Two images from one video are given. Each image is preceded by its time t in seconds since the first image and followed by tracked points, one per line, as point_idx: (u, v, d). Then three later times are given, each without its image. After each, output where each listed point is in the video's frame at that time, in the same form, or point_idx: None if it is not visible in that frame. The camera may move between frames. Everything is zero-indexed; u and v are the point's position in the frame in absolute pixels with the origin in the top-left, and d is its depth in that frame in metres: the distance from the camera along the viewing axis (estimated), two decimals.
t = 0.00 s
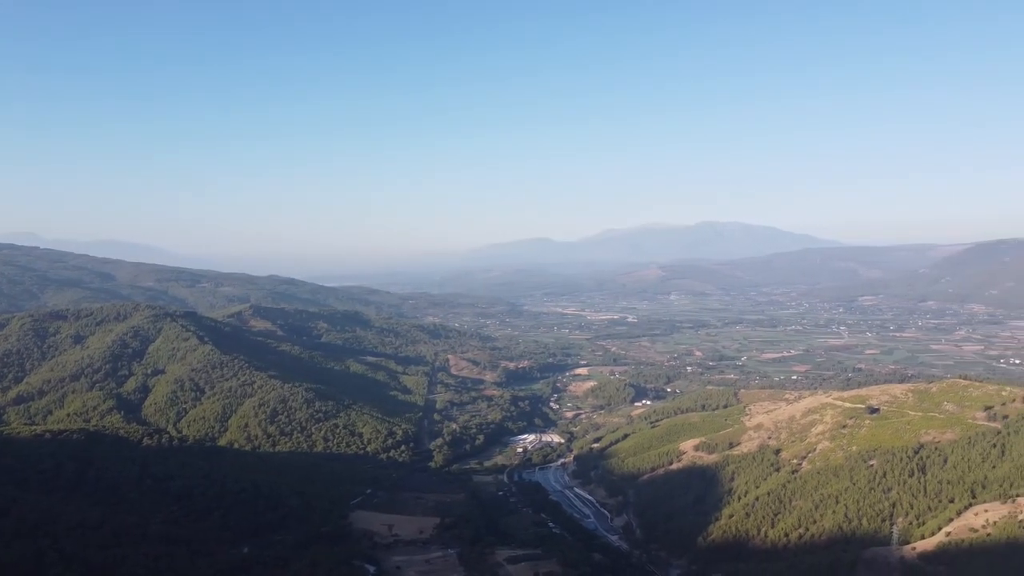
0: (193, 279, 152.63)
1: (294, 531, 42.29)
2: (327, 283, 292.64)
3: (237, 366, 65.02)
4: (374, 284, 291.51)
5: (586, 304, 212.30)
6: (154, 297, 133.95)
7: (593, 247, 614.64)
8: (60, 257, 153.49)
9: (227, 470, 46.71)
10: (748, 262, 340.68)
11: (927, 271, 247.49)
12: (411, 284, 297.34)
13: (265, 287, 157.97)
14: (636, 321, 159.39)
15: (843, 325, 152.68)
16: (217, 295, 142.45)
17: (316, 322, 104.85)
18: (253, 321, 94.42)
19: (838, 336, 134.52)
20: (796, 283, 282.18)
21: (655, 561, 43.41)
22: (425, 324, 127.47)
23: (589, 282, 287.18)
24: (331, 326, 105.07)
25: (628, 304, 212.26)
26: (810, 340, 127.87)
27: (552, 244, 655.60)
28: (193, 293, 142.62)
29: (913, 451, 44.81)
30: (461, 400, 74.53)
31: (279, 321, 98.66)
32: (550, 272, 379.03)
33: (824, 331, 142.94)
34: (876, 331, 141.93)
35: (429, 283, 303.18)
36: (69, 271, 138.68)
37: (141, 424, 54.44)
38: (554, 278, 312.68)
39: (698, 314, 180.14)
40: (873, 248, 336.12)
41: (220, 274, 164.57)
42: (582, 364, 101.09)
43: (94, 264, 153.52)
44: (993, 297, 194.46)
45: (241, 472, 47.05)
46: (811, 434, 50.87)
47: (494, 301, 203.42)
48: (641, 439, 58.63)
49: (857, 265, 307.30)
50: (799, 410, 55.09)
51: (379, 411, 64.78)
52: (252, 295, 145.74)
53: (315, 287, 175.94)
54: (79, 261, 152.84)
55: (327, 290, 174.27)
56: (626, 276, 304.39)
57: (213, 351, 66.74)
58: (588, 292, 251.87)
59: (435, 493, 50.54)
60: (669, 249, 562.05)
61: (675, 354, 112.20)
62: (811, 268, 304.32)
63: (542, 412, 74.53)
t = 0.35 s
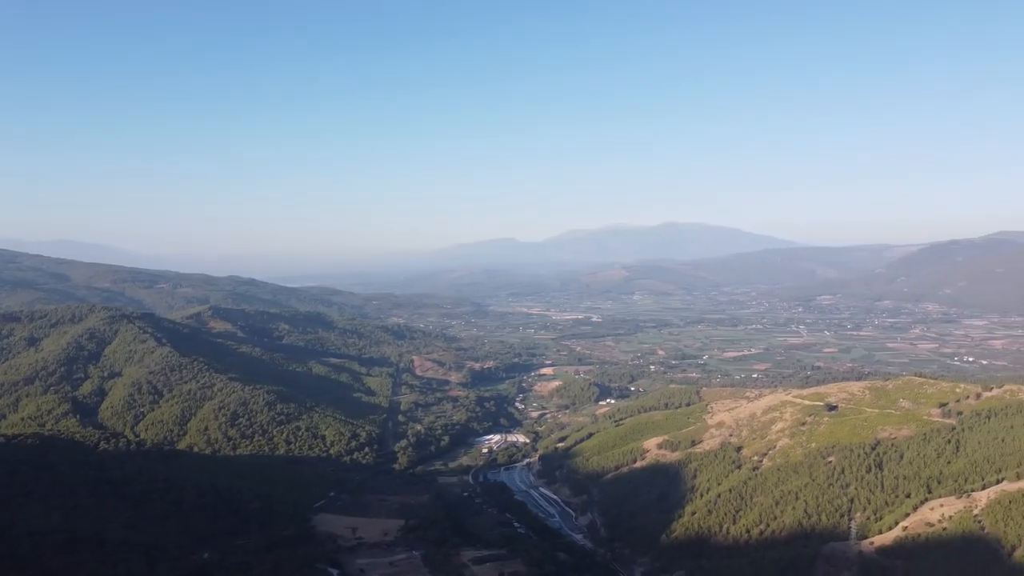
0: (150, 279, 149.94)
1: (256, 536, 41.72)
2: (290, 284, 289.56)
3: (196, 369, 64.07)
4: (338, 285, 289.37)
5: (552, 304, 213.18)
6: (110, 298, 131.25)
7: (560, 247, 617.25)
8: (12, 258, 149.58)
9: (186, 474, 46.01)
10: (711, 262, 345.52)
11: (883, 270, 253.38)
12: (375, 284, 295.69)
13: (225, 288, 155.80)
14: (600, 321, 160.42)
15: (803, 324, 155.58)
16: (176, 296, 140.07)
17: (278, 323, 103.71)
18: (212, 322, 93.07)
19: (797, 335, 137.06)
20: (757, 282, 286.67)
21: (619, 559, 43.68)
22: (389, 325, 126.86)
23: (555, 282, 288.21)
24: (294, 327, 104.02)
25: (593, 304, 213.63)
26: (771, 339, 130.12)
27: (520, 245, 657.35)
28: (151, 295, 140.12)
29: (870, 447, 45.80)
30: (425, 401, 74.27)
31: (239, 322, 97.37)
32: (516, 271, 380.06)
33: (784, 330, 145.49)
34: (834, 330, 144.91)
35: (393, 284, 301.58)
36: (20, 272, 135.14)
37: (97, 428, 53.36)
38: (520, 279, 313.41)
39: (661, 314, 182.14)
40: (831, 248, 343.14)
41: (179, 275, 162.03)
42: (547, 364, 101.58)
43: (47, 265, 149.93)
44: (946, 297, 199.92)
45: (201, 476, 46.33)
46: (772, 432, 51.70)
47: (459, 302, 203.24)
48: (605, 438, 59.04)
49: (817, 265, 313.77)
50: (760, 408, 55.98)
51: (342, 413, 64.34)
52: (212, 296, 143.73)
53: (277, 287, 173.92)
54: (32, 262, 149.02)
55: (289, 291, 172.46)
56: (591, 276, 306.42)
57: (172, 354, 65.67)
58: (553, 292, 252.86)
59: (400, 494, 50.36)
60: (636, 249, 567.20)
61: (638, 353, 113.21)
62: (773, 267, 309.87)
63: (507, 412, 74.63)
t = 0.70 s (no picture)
0: (107, 280, 146.67)
1: (217, 539, 40.96)
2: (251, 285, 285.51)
3: (155, 371, 62.94)
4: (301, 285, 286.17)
5: (518, 304, 213.53)
6: (64, 300, 128.00)
7: (527, 247, 618.47)
8: None
9: (144, 479, 45.17)
10: (675, 261, 349.67)
11: (842, 271, 258.81)
12: (339, 285, 293.04)
13: (184, 288, 153.08)
14: (565, 321, 161.19)
15: (764, 324, 158.17)
16: (133, 297, 137.25)
17: (238, 325, 102.23)
18: (171, 324, 91.38)
19: (758, 334, 139.31)
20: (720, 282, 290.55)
21: (584, 558, 43.88)
22: (352, 326, 125.90)
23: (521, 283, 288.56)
24: (255, 329, 102.66)
25: (559, 304, 214.50)
26: (733, 338, 132.17)
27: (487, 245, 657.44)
28: (107, 296, 137.00)
29: (829, 444, 46.74)
30: (390, 403, 73.88)
31: (199, 324, 95.78)
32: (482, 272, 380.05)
33: (746, 329, 147.87)
34: (795, 328, 147.67)
35: (358, 283, 299.21)
36: None
37: (51, 433, 52.12)
38: (486, 279, 313.53)
39: (625, 314, 183.77)
40: (792, 248, 349.41)
41: (135, 275, 158.78)
42: (512, 364, 101.73)
43: None
44: (902, 296, 204.99)
45: (160, 481, 45.51)
46: (733, 429, 52.52)
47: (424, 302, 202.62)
48: (570, 437, 59.35)
49: (778, 265, 319.42)
50: (721, 406, 56.82)
51: (305, 415, 63.78)
52: (170, 297, 141.09)
53: (238, 288, 171.39)
54: None
55: (250, 291, 170.11)
56: (557, 276, 307.87)
57: (130, 356, 64.44)
58: (518, 292, 253.51)
59: (364, 497, 50.02)
60: (602, 249, 571.27)
61: (603, 353, 114.02)
62: (735, 267, 314.64)
63: (473, 413, 74.60)
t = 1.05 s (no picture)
0: (60, 281, 142.96)
1: (177, 545, 40.11)
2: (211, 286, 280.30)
3: (111, 374, 61.54)
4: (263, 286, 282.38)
5: (483, 305, 213.46)
6: (15, 301, 124.37)
7: (494, 247, 618.27)
8: None
9: (102, 484, 44.14)
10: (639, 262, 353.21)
11: (801, 271, 263.94)
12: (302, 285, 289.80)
13: (141, 289, 149.97)
14: (530, 321, 161.65)
15: (726, 323, 160.51)
16: (88, 298, 134.02)
17: (198, 326, 100.45)
18: (128, 325, 89.42)
19: (721, 333, 141.29)
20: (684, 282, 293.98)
21: (549, 557, 43.99)
22: (316, 327, 124.57)
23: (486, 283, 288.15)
24: (215, 330, 100.99)
25: (525, 305, 214.94)
26: (696, 337, 133.91)
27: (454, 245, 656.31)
28: (61, 297, 133.52)
29: (789, 441, 47.62)
30: (354, 405, 73.26)
31: (157, 325, 93.91)
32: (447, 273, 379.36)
33: (708, 328, 149.96)
34: (756, 328, 150.15)
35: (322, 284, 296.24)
36: None
37: (2, 438, 50.63)
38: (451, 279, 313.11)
39: (590, 313, 184.99)
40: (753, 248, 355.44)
41: (90, 275, 155.08)
42: (477, 365, 101.65)
43: None
44: (859, 295, 209.79)
45: (119, 486, 44.50)
46: (696, 427, 53.23)
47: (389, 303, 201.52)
48: (535, 437, 59.49)
49: (740, 265, 324.60)
50: (684, 404, 57.54)
51: (267, 418, 62.93)
52: (127, 298, 137.89)
53: (197, 289, 168.41)
54: None
55: (210, 292, 167.30)
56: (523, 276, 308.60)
57: (85, 358, 62.90)
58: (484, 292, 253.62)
59: (328, 500, 49.55)
60: (568, 250, 574.42)
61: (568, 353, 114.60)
62: (699, 267, 318.97)
63: (438, 414, 74.35)
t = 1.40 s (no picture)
0: (11, 282, 138.67)
1: (136, 551, 39.18)
2: (169, 287, 274.81)
3: (66, 376, 59.96)
4: (223, 287, 277.63)
5: (448, 305, 212.79)
6: None
7: (459, 247, 616.83)
8: None
9: (57, 489, 42.97)
10: (604, 262, 356.32)
11: (761, 271, 268.86)
12: (264, 287, 285.57)
13: (96, 290, 146.32)
14: (496, 322, 161.79)
15: (689, 322, 162.69)
16: (41, 299, 130.29)
17: (156, 328, 98.35)
18: (82, 327, 87.18)
19: (684, 332, 143.13)
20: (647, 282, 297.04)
21: (514, 557, 43.98)
22: (277, 329, 122.94)
23: (451, 283, 287.41)
24: (174, 332, 98.97)
25: (490, 305, 214.88)
26: (659, 336, 135.41)
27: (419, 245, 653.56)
28: (12, 297, 129.50)
29: (749, 438, 48.45)
30: (316, 407, 72.45)
31: (114, 327, 91.73)
32: (412, 274, 377.68)
33: (671, 327, 151.82)
34: (717, 327, 152.41)
35: (284, 284, 292.45)
36: None
37: None
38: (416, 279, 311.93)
39: (554, 313, 185.83)
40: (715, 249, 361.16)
41: (43, 276, 150.79)
42: (442, 366, 101.42)
43: None
44: (818, 295, 214.46)
45: (75, 491, 43.33)
46: (659, 425, 53.87)
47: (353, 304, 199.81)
48: (501, 437, 59.55)
49: (702, 266, 329.39)
50: (648, 403, 58.19)
51: (227, 421, 61.92)
52: (83, 300, 134.45)
53: (154, 290, 164.89)
54: None
55: (168, 294, 163.98)
56: (488, 276, 308.74)
57: (39, 361, 61.19)
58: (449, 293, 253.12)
59: (290, 504, 48.91)
60: (534, 250, 576.31)
61: (533, 353, 114.95)
62: (662, 267, 322.85)
63: (402, 415, 73.91)
